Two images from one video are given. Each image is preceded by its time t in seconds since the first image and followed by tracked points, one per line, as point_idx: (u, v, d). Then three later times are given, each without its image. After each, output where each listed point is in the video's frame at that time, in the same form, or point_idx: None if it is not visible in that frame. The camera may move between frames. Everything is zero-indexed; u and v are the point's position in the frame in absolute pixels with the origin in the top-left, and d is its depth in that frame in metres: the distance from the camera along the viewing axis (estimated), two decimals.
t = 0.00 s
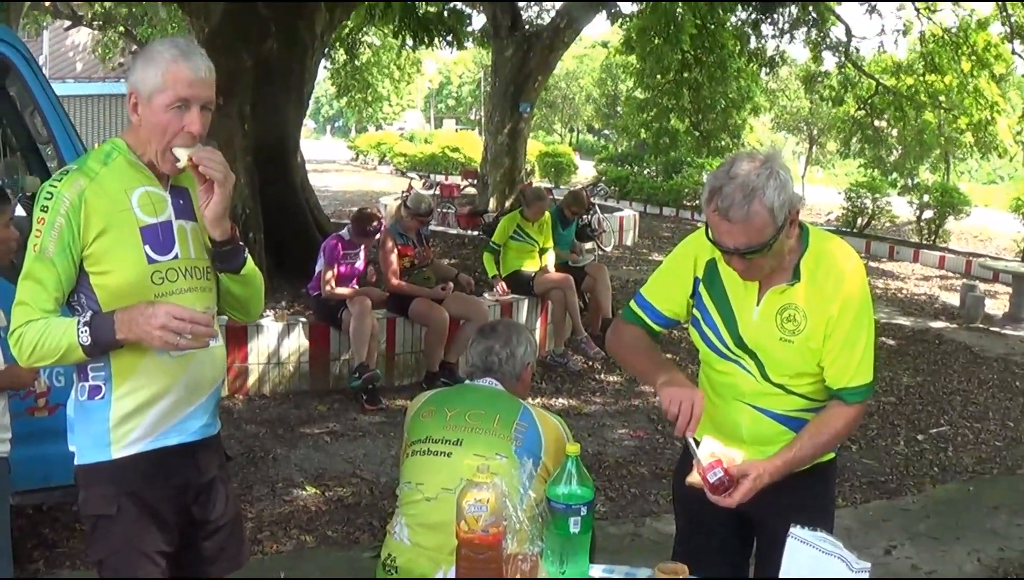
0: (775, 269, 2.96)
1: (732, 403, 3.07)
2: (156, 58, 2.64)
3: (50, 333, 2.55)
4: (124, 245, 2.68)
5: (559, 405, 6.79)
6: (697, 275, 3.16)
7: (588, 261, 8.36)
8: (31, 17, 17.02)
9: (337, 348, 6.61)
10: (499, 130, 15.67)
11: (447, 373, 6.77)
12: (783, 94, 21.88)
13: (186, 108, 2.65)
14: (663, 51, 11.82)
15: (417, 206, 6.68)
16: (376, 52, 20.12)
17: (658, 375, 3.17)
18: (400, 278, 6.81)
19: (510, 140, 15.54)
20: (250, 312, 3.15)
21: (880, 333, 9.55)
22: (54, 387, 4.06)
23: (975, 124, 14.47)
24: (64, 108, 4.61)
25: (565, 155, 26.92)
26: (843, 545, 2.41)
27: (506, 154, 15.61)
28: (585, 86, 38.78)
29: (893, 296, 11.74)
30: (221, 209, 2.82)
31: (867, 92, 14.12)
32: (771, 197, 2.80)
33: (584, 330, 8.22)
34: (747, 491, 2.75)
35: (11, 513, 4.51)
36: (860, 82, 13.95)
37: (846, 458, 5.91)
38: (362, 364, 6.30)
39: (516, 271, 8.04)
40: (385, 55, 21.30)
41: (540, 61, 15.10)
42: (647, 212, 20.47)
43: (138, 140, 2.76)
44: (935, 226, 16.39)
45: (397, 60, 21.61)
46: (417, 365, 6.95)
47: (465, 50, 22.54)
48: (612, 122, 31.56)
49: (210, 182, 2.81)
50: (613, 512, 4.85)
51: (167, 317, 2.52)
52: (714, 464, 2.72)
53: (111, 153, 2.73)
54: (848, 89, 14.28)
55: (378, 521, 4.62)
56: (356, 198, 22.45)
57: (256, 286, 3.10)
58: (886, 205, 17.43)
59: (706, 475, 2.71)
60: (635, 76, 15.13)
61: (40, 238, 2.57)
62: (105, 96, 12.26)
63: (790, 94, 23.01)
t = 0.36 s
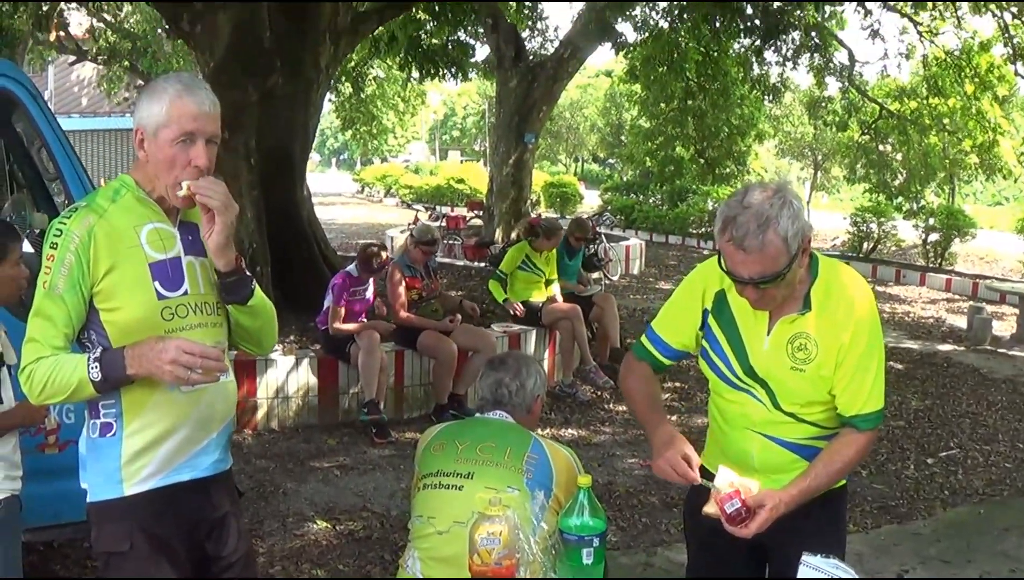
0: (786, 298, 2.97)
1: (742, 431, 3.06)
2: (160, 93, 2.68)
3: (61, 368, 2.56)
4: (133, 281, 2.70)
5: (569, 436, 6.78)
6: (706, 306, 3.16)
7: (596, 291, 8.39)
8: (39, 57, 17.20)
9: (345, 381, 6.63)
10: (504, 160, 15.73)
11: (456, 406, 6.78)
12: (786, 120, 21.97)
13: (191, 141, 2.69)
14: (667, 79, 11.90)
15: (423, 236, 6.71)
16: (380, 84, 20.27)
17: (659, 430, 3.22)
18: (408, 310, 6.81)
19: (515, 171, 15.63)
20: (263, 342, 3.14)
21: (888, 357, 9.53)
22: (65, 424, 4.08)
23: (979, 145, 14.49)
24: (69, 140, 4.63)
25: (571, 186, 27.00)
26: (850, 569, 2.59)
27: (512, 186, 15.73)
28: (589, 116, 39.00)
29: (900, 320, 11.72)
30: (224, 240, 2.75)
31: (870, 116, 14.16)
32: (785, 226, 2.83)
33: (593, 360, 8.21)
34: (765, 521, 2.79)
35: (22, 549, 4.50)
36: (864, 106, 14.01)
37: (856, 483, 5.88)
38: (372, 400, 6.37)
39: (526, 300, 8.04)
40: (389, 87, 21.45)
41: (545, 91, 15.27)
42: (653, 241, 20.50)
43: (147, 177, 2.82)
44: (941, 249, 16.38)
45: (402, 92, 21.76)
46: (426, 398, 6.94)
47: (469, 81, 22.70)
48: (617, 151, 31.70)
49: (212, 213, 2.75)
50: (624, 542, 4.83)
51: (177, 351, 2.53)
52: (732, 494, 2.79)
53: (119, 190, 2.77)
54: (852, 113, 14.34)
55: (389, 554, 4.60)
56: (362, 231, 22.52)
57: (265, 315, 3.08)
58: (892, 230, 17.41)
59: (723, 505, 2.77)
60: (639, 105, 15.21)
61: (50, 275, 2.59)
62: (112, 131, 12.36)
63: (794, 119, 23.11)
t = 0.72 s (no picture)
0: (791, 313, 2.97)
1: (750, 446, 3.06)
2: (156, 115, 2.72)
3: (68, 394, 2.57)
4: (138, 303, 2.71)
5: (578, 453, 6.76)
6: (712, 323, 3.16)
7: (602, 308, 8.41)
8: (44, 81, 17.30)
9: (353, 402, 6.62)
10: (508, 180, 15.79)
11: (463, 425, 6.73)
12: (789, 135, 22.03)
13: (186, 161, 2.72)
14: (670, 97, 11.94)
15: (424, 255, 6.75)
16: (384, 105, 20.37)
17: (663, 446, 3.20)
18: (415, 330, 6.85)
19: (520, 190, 15.67)
20: (273, 361, 3.14)
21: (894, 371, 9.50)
22: (74, 448, 4.07)
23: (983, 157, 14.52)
24: (74, 166, 4.60)
25: (575, 204, 27.01)
26: None
27: (517, 204, 15.79)
28: (592, 134, 39.11)
29: (905, 333, 11.71)
30: (227, 256, 2.77)
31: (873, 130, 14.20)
32: (788, 242, 2.84)
33: (600, 377, 8.20)
34: (779, 539, 2.78)
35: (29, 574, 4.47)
36: (868, 119, 14.04)
37: (865, 497, 5.86)
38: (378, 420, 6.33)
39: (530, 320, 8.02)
40: (392, 107, 21.54)
41: (549, 109, 15.29)
42: (658, 257, 20.54)
43: (151, 200, 2.83)
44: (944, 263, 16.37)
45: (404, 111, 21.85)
46: (433, 417, 6.95)
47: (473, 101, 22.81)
48: (621, 168, 31.82)
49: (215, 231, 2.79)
50: (633, 559, 4.81)
51: (181, 375, 2.54)
52: (745, 512, 2.79)
53: (124, 215, 2.79)
54: (854, 128, 14.37)
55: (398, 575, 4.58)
56: (367, 251, 22.56)
57: (273, 333, 3.07)
58: (895, 243, 17.43)
59: (737, 525, 2.77)
60: (643, 122, 15.27)
61: (56, 299, 2.61)
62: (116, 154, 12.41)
63: (797, 135, 23.20)
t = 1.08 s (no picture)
0: (827, 271, 2.92)
1: (786, 407, 3.02)
2: (166, 74, 2.81)
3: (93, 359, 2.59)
4: (170, 272, 2.76)
5: (612, 417, 6.73)
6: (745, 282, 3.11)
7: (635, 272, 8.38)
8: (75, 56, 17.42)
9: (387, 369, 6.64)
10: (539, 145, 15.74)
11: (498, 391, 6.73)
12: (821, 97, 21.73)
13: (202, 110, 2.78)
14: (701, 58, 11.77)
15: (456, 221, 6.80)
16: (413, 73, 20.31)
17: (687, 409, 3.15)
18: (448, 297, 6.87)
19: (551, 156, 15.61)
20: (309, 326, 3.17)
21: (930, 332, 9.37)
22: (104, 419, 4.07)
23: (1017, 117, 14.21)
24: (105, 139, 4.59)
25: (606, 168, 26.91)
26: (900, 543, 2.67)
27: (549, 169, 15.73)
28: (622, 99, 38.78)
29: (940, 294, 11.55)
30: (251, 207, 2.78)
31: (906, 91, 13.95)
32: (825, 199, 2.78)
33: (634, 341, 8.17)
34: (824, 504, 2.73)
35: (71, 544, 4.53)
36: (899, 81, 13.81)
37: (902, 458, 5.80)
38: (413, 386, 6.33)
39: (565, 284, 7.99)
40: (420, 74, 21.45)
41: (578, 73, 15.18)
42: (690, 221, 20.41)
43: (176, 165, 2.87)
44: (979, 223, 16.13)
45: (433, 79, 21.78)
46: (467, 383, 6.94)
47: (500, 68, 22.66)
48: (651, 133, 31.60)
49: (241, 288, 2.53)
50: (671, 521, 4.80)
51: (187, 317, 2.42)
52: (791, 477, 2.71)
53: (152, 181, 2.83)
54: (887, 89, 14.13)
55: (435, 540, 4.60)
56: (398, 220, 22.62)
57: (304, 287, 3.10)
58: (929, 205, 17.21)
59: (783, 490, 2.68)
60: (673, 84, 15.12)
61: (84, 267, 2.64)
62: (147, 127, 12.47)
63: (829, 96, 22.89)
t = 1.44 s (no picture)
0: (816, 264, 2.92)
1: (776, 399, 3.02)
2: (147, 64, 2.83)
3: (80, 356, 2.63)
4: (158, 264, 2.76)
5: (603, 409, 6.74)
6: (733, 274, 3.11)
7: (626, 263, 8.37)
8: (65, 49, 17.36)
9: (378, 361, 6.62)
10: (531, 137, 15.70)
11: (489, 382, 6.75)
12: (814, 88, 21.74)
13: (181, 98, 2.79)
14: (693, 49, 11.76)
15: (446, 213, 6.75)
16: (405, 65, 20.27)
17: (690, 391, 3.14)
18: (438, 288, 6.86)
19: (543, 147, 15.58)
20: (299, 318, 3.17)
21: (922, 323, 9.38)
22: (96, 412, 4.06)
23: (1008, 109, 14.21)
24: (95, 132, 4.58)
25: (598, 160, 26.91)
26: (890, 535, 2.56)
27: (540, 161, 15.72)
28: (615, 90, 38.80)
29: (932, 285, 11.56)
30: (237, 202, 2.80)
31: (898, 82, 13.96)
32: (816, 192, 2.78)
33: (625, 333, 8.19)
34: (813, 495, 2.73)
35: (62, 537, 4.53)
36: (891, 73, 13.81)
37: (893, 449, 5.81)
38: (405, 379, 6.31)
39: (556, 276, 7.98)
40: (413, 66, 21.43)
41: (571, 65, 15.16)
42: (682, 213, 20.42)
43: (164, 157, 2.86)
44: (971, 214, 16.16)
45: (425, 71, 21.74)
46: (458, 375, 6.94)
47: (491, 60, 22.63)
48: (643, 124, 31.60)
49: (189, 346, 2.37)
50: (662, 513, 4.81)
51: (187, 352, 2.54)
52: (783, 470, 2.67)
53: (140, 173, 2.83)
54: (879, 80, 14.13)
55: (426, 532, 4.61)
56: (391, 212, 22.59)
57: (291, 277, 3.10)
58: (921, 195, 17.23)
59: (773, 482, 2.66)
60: (665, 75, 15.12)
61: (72, 263, 2.68)
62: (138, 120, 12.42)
63: (821, 88, 22.91)
